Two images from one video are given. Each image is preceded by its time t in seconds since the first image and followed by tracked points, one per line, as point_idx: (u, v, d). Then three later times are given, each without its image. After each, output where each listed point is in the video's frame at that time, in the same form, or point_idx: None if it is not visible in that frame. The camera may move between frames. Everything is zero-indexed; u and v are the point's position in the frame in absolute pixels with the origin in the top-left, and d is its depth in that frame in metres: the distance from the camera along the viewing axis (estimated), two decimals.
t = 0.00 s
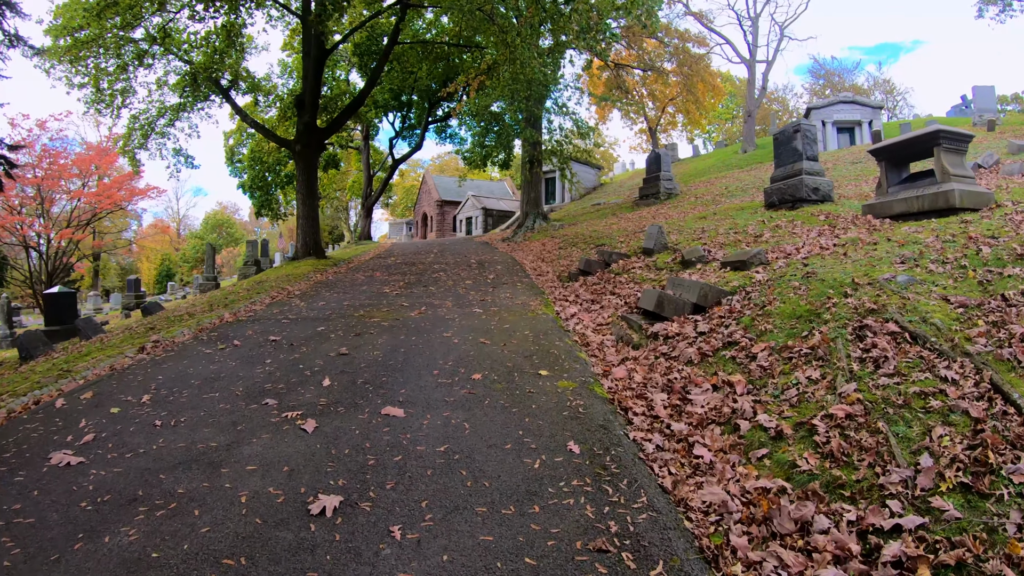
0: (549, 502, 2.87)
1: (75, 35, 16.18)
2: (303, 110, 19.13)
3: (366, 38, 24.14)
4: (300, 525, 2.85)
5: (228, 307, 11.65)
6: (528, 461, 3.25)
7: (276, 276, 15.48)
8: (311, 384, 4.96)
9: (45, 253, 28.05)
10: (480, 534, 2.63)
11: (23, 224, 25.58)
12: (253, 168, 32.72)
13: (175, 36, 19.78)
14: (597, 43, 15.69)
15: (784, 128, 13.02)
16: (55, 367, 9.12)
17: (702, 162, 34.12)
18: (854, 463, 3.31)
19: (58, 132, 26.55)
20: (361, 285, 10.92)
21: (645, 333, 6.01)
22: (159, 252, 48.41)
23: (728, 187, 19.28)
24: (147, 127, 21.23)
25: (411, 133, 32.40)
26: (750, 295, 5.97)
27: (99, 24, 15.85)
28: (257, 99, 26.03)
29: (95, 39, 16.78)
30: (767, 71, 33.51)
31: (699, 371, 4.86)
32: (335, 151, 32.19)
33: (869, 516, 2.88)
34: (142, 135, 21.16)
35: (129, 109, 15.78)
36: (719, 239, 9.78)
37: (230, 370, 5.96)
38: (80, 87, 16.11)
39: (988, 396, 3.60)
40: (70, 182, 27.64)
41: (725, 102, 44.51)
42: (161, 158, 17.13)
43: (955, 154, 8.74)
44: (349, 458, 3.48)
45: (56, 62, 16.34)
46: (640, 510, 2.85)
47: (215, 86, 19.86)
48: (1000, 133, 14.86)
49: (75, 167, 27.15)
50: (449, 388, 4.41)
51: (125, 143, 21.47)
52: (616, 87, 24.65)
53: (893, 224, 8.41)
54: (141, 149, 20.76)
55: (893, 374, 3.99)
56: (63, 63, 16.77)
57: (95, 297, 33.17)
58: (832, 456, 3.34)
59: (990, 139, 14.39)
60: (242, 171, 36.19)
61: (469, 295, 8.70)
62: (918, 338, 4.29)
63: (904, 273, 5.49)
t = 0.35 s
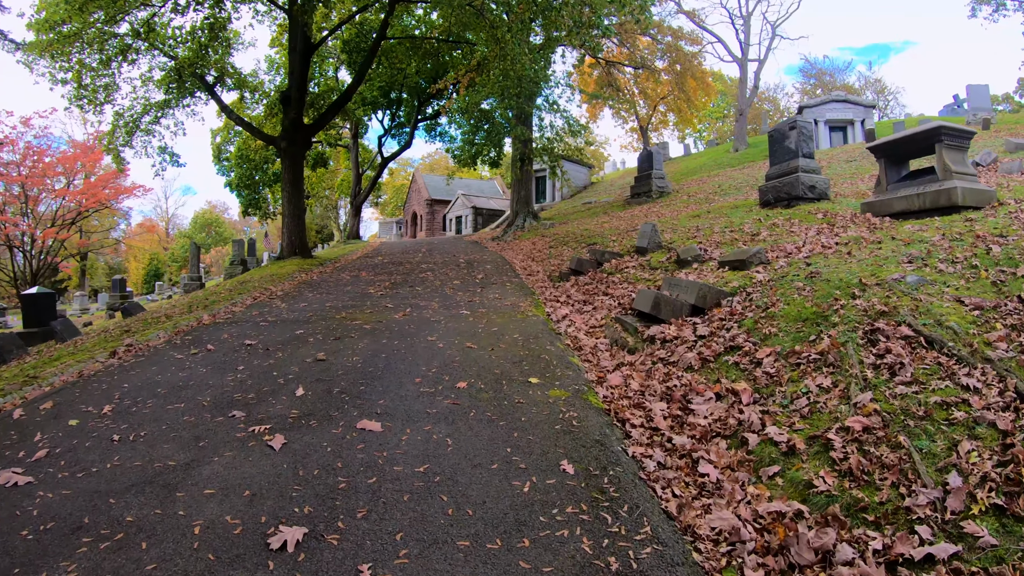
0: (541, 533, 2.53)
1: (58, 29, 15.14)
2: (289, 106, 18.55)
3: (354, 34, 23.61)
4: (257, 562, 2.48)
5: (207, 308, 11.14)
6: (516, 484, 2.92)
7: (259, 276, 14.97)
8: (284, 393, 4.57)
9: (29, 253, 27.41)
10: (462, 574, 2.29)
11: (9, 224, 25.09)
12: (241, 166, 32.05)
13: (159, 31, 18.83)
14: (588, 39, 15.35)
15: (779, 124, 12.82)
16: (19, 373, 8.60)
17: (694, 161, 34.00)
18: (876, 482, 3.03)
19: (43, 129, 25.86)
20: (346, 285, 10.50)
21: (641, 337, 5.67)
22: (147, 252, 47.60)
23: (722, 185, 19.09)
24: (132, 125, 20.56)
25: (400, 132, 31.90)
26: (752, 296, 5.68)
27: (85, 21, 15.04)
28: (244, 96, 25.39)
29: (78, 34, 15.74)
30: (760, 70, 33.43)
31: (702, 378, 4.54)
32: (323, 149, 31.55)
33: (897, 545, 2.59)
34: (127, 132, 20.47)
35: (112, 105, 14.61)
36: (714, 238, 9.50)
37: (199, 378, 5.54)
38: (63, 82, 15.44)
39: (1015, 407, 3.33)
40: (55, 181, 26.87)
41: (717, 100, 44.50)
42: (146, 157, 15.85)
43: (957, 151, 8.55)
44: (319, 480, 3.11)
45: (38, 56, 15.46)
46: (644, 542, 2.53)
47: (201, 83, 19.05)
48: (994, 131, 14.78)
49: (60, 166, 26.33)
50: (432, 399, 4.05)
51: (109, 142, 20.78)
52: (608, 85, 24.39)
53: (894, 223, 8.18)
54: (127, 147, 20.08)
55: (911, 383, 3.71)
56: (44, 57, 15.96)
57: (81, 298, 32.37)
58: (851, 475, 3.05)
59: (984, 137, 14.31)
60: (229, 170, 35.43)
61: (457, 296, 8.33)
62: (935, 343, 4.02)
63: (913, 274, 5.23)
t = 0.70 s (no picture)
0: (534, 566, 2.21)
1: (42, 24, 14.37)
2: (275, 102, 18.03)
3: (344, 31, 23.14)
4: None
5: (185, 309, 10.67)
6: (507, 506, 2.59)
7: (242, 276, 14.47)
8: (255, 400, 4.18)
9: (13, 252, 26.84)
10: None
11: None
12: (229, 165, 31.44)
13: (145, 27, 18.06)
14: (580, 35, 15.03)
15: (776, 122, 12.68)
16: None
17: (686, 161, 33.89)
18: (904, 499, 2.75)
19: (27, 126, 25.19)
20: (330, 285, 10.11)
21: (639, 338, 5.35)
22: (135, 252, 46.76)
23: (716, 184, 18.92)
24: (118, 123, 19.95)
25: (390, 131, 31.45)
26: (754, 295, 5.39)
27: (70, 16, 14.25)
28: (231, 94, 24.83)
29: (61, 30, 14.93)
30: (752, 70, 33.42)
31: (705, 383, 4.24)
32: (312, 148, 31.01)
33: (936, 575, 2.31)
34: (111, 130, 19.87)
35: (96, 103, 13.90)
36: (710, 236, 9.23)
37: (166, 383, 5.11)
38: (46, 78, 14.85)
39: None
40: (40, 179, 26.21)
41: (709, 101, 44.55)
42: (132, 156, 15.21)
43: (958, 147, 8.41)
44: (286, 502, 2.75)
45: (21, 52, 14.84)
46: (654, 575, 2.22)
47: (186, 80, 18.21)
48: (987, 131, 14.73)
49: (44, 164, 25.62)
50: (416, 407, 3.69)
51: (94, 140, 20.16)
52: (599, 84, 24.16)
53: (895, 220, 7.96)
54: (112, 146, 19.48)
55: (934, 388, 3.44)
56: (27, 52, 15.35)
57: (68, 298, 31.62)
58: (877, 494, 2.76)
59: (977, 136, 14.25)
60: (216, 169, 34.76)
61: (445, 295, 7.99)
62: (956, 345, 3.75)
63: (923, 271, 4.99)
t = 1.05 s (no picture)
0: None
1: (25, 18, 13.68)
2: (262, 98, 17.49)
3: (334, 27, 22.60)
4: None
5: (165, 312, 10.23)
6: (504, 551, 2.27)
7: (226, 278, 14.01)
8: (227, 420, 3.80)
9: None
10: None
11: None
12: (217, 164, 30.82)
13: (131, 21, 17.40)
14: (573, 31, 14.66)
15: (774, 119, 12.51)
16: None
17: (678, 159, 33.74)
18: (945, 535, 2.48)
19: (14, 124, 24.58)
20: (316, 287, 9.72)
21: (640, 346, 5.04)
22: (124, 251, 46.03)
23: (710, 183, 18.72)
24: (102, 120, 19.33)
25: (380, 130, 30.95)
26: (762, 300, 5.11)
27: (54, 11, 13.60)
28: (218, 91, 24.19)
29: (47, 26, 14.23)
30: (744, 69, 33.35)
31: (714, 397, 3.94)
32: (301, 146, 30.44)
33: None
34: (97, 128, 19.25)
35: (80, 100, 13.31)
36: (709, 236, 8.96)
37: (133, 398, 4.70)
38: (29, 75, 14.26)
39: None
40: (24, 178, 25.71)
41: (701, 100, 44.50)
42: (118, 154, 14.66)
43: (963, 147, 8.30)
44: (254, 546, 2.39)
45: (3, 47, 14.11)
46: None
47: (173, 77, 17.54)
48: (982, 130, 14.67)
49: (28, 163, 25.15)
50: (403, 428, 3.34)
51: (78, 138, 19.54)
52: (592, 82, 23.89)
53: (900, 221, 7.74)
54: (97, 143, 18.88)
55: (965, 406, 3.19)
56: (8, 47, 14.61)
57: (57, 297, 31.08)
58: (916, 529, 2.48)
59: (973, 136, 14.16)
60: (204, 167, 34.10)
61: (435, 299, 7.64)
62: (984, 357, 3.51)
63: (940, 276, 4.76)
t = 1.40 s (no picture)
0: None
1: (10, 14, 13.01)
2: (251, 96, 16.99)
3: (326, 25, 22.14)
4: None
5: (147, 314, 9.83)
6: None
7: (213, 279, 13.61)
8: (198, 438, 3.47)
9: None
10: None
11: None
12: (207, 164, 30.31)
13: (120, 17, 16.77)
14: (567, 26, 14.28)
15: (773, 118, 12.38)
16: None
17: (673, 159, 33.63)
18: (992, 569, 2.24)
19: (1, 122, 23.99)
20: (303, 289, 9.37)
21: (642, 353, 4.76)
22: (114, 251, 45.44)
23: (705, 182, 18.54)
24: (91, 118, 18.79)
25: (372, 129, 30.52)
26: (771, 305, 4.87)
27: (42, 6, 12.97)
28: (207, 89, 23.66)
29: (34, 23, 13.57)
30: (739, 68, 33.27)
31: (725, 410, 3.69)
32: (292, 145, 29.95)
33: None
34: (85, 126, 18.72)
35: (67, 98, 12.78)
36: (709, 237, 8.70)
37: (100, 411, 4.34)
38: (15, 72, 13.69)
39: None
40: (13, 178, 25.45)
41: (694, 100, 44.47)
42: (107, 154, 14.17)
43: (970, 146, 8.30)
44: None
45: None
46: None
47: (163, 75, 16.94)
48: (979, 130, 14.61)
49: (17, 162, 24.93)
50: (389, 447, 3.03)
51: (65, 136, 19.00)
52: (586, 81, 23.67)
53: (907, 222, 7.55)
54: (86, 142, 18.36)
55: (1001, 420, 2.94)
56: None
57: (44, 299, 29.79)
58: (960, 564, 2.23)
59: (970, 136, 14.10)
60: (195, 167, 33.58)
61: (427, 302, 7.32)
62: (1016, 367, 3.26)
63: (958, 279, 4.55)
